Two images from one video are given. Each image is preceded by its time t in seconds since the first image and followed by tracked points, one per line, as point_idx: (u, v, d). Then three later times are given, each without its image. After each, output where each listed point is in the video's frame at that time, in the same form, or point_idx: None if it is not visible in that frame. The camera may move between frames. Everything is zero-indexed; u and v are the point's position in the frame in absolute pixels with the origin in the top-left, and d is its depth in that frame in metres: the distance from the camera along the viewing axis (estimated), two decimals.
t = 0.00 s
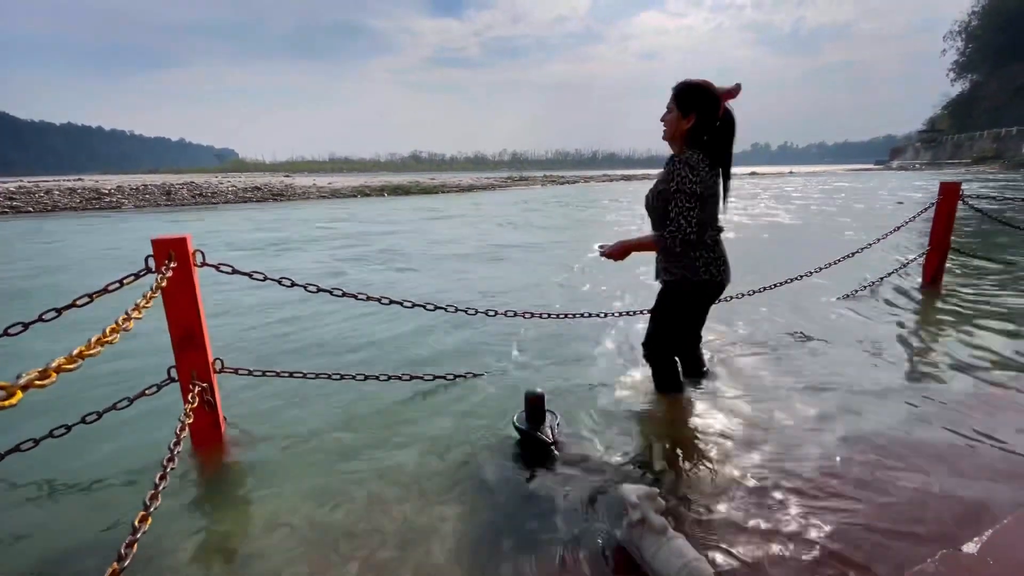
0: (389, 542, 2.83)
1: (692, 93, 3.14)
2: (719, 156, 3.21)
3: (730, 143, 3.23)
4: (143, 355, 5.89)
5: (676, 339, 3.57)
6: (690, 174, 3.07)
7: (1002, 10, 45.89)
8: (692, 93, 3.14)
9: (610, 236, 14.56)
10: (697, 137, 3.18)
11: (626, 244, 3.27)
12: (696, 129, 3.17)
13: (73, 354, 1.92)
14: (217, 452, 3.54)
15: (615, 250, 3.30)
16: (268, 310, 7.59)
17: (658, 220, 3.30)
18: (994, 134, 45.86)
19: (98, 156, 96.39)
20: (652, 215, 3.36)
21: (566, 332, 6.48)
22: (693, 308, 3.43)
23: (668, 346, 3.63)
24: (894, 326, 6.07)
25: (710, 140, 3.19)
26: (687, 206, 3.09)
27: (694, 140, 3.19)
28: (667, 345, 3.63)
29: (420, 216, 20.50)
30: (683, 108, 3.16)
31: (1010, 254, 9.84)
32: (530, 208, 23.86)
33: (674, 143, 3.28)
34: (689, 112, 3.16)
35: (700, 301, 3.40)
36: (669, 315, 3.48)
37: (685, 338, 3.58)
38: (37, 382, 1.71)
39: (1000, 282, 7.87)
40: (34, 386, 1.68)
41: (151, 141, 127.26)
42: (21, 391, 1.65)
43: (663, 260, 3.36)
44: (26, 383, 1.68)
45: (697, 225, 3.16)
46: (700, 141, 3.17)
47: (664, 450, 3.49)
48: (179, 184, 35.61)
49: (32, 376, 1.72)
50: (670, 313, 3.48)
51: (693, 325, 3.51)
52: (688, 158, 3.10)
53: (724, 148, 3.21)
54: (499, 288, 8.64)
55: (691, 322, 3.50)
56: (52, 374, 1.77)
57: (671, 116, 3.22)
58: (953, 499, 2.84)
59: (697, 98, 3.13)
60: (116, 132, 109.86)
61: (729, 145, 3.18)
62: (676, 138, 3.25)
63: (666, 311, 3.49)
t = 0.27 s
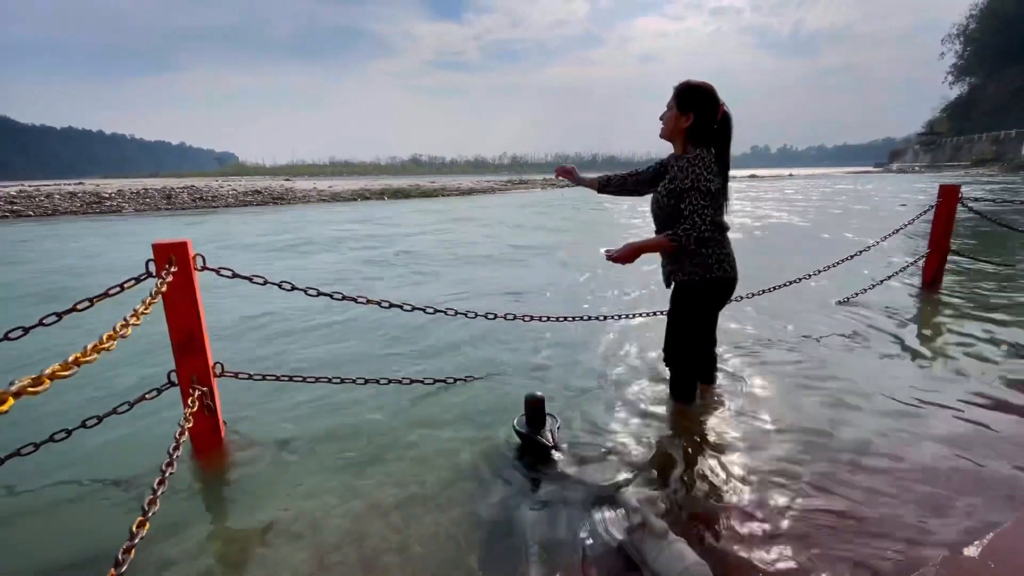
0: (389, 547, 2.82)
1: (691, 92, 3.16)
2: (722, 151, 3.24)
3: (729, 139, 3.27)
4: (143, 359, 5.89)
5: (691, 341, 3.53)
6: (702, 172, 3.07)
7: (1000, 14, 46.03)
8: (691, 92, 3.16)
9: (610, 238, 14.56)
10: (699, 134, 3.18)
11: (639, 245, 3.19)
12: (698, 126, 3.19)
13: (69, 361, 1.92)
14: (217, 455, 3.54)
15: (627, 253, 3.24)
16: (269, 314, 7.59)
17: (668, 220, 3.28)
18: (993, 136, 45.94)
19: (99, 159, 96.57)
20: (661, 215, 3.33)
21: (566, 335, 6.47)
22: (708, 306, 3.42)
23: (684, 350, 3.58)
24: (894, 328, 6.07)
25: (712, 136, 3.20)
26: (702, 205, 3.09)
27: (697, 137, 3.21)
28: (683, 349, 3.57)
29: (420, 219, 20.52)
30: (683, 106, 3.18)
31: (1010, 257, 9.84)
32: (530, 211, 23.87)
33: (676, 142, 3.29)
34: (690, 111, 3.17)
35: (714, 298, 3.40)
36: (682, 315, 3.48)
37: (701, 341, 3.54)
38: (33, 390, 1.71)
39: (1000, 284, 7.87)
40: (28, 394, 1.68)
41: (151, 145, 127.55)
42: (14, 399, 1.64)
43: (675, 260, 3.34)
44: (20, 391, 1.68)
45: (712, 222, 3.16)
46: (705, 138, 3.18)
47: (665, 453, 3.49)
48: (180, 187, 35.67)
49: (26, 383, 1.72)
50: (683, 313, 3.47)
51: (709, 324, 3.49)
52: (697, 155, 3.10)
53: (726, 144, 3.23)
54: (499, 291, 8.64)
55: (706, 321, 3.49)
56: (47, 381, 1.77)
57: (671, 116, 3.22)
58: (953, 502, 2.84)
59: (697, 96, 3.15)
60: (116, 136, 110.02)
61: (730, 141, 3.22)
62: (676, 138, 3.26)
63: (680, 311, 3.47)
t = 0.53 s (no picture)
0: (389, 552, 2.81)
1: (700, 93, 3.17)
2: (729, 154, 3.25)
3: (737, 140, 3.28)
4: (143, 364, 5.88)
5: (694, 344, 3.53)
6: (709, 174, 3.08)
7: (999, 17, 46.19)
8: (700, 93, 3.17)
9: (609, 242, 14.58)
10: (706, 136, 3.19)
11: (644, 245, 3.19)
12: (705, 128, 3.20)
13: (85, 364, 1.93)
14: (218, 460, 3.54)
15: (631, 253, 3.24)
16: (268, 318, 7.59)
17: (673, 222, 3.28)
18: (992, 138, 46.01)
19: (100, 164, 96.76)
20: (666, 216, 3.34)
21: (566, 339, 6.47)
22: (710, 309, 3.42)
23: (688, 353, 3.57)
24: (894, 332, 6.06)
25: (719, 138, 3.22)
26: (709, 206, 3.10)
27: (704, 139, 3.22)
28: (686, 353, 3.56)
29: (419, 223, 20.54)
30: (691, 107, 3.19)
31: (1009, 260, 9.84)
32: (530, 214, 23.88)
33: (683, 143, 3.29)
34: (698, 112, 3.18)
35: (717, 301, 3.41)
36: (683, 317, 3.48)
37: (704, 344, 3.53)
38: (52, 392, 1.72)
39: (1000, 287, 7.87)
40: (48, 396, 1.69)
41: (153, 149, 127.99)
42: (34, 400, 1.65)
43: (679, 261, 3.34)
44: (40, 393, 1.68)
45: (718, 225, 3.16)
46: (712, 140, 3.18)
47: (665, 458, 3.49)
48: (180, 192, 35.73)
49: (45, 386, 1.72)
50: (686, 314, 3.47)
51: (712, 326, 3.49)
52: (704, 157, 3.11)
53: (733, 145, 3.24)
54: (499, 295, 8.64)
55: (709, 324, 3.49)
56: (64, 384, 1.78)
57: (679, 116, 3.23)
58: (956, 505, 2.83)
59: (706, 97, 3.16)
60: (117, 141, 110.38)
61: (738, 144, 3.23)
62: (685, 139, 3.27)
63: (682, 313, 3.48)
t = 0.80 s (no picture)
0: (389, 556, 2.81)
1: (709, 97, 3.18)
2: (736, 159, 3.25)
3: (745, 146, 3.27)
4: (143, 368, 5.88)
5: (693, 349, 3.53)
6: (712, 178, 3.09)
7: (996, 20, 46.34)
8: (709, 97, 3.18)
9: (610, 245, 14.58)
10: (713, 140, 3.20)
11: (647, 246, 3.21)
12: (712, 132, 3.20)
13: (79, 370, 1.93)
14: (218, 465, 3.54)
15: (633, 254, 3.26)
16: (268, 322, 7.58)
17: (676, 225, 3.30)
18: (991, 141, 46.09)
19: (100, 168, 96.90)
20: (670, 219, 3.35)
21: (566, 342, 6.46)
22: (709, 314, 3.42)
23: (687, 357, 3.57)
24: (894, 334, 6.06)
25: (726, 144, 3.22)
26: (711, 211, 3.11)
27: (711, 143, 3.23)
28: (686, 357, 3.56)
29: (419, 226, 20.54)
30: (699, 110, 3.20)
31: (1009, 262, 9.84)
32: (530, 217, 23.87)
33: (690, 146, 3.31)
34: (706, 116, 3.19)
35: (716, 306, 3.41)
36: (682, 321, 3.49)
37: (702, 349, 3.53)
38: (45, 398, 1.72)
39: (999, 289, 7.87)
40: (44, 402, 1.69)
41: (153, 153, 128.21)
42: (31, 407, 1.65)
43: (680, 264, 3.35)
44: (36, 399, 1.68)
45: (718, 230, 3.16)
46: (718, 145, 3.19)
47: (665, 461, 3.49)
48: (180, 196, 35.73)
49: (42, 392, 1.73)
50: (684, 318, 3.48)
51: (710, 331, 3.49)
52: (708, 161, 3.12)
53: (740, 151, 3.24)
54: (499, 298, 8.63)
55: (707, 329, 3.49)
56: (61, 391, 1.78)
57: (688, 119, 3.25)
58: (956, 508, 2.83)
59: (714, 102, 3.17)
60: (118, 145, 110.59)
61: (746, 150, 3.22)
62: (692, 142, 3.28)
63: (681, 317, 3.49)
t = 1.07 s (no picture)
0: (387, 560, 2.80)
1: (713, 100, 3.18)
2: (738, 163, 3.25)
3: (748, 150, 3.28)
4: (142, 372, 5.87)
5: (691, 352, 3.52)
6: (714, 181, 3.09)
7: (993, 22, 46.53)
8: (713, 100, 3.18)
9: (609, 247, 14.59)
10: (717, 143, 3.21)
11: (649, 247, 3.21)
12: (715, 136, 3.21)
13: (71, 378, 1.93)
14: (217, 469, 3.53)
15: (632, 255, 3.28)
16: (267, 325, 7.57)
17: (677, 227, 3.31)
18: (989, 143, 46.22)
19: (99, 172, 96.93)
20: (671, 221, 3.36)
21: (565, 345, 6.46)
22: (706, 316, 3.43)
23: (685, 360, 3.56)
24: (893, 336, 6.05)
25: (729, 147, 3.22)
26: (711, 213, 3.12)
27: (714, 147, 3.23)
28: (685, 359, 3.57)
29: (419, 229, 20.54)
30: (704, 113, 3.20)
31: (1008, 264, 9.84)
32: (529, 220, 23.88)
33: (692, 149, 3.31)
34: (711, 119, 3.19)
35: (714, 309, 3.42)
36: (680, 323, 3.49)
37: (699, 351, 3.52)
38: (33, 408, 1.72)
39: (998, 291, 7.87)
40: (29, 412, 1.68)
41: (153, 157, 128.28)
42: (15, 417, 1.65)
43: (679, 266, 3.36)
44: (21, 409, 1.68)
45: (717, 233, 3.17)
46: (721, 148, 3.20)
47: (664, 464, 3.48)
48: (179, 200, 35.71)
49: (27, 402, 1.73)
50: (682, 321, 3.48)
51: (708, 334, 3.49)
52: (711, 164, 3.12)
53: (744, 155, 3.24)
54: (499, 300, 8.63)
55: (704, 332, 3.49)
56: (48, 400, 1.78)
57: (692, 121, 3.25)
58: (955, 510, 2.83)
59: (719, 105, 3.17)
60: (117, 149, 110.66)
61: (751, 154, 3.22)
62: (696, 145, 3.28)
63: (678, 319, 3.49)
